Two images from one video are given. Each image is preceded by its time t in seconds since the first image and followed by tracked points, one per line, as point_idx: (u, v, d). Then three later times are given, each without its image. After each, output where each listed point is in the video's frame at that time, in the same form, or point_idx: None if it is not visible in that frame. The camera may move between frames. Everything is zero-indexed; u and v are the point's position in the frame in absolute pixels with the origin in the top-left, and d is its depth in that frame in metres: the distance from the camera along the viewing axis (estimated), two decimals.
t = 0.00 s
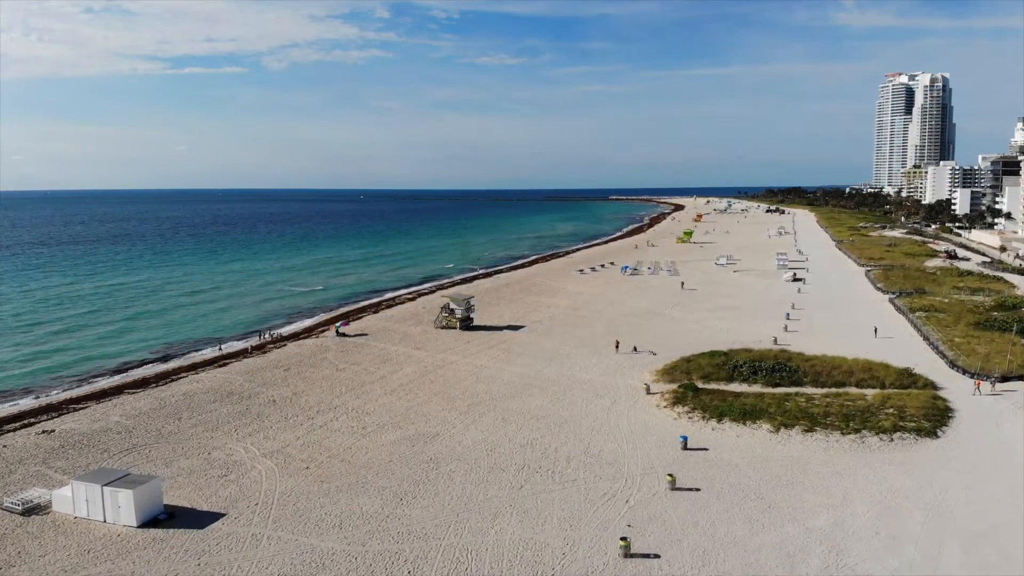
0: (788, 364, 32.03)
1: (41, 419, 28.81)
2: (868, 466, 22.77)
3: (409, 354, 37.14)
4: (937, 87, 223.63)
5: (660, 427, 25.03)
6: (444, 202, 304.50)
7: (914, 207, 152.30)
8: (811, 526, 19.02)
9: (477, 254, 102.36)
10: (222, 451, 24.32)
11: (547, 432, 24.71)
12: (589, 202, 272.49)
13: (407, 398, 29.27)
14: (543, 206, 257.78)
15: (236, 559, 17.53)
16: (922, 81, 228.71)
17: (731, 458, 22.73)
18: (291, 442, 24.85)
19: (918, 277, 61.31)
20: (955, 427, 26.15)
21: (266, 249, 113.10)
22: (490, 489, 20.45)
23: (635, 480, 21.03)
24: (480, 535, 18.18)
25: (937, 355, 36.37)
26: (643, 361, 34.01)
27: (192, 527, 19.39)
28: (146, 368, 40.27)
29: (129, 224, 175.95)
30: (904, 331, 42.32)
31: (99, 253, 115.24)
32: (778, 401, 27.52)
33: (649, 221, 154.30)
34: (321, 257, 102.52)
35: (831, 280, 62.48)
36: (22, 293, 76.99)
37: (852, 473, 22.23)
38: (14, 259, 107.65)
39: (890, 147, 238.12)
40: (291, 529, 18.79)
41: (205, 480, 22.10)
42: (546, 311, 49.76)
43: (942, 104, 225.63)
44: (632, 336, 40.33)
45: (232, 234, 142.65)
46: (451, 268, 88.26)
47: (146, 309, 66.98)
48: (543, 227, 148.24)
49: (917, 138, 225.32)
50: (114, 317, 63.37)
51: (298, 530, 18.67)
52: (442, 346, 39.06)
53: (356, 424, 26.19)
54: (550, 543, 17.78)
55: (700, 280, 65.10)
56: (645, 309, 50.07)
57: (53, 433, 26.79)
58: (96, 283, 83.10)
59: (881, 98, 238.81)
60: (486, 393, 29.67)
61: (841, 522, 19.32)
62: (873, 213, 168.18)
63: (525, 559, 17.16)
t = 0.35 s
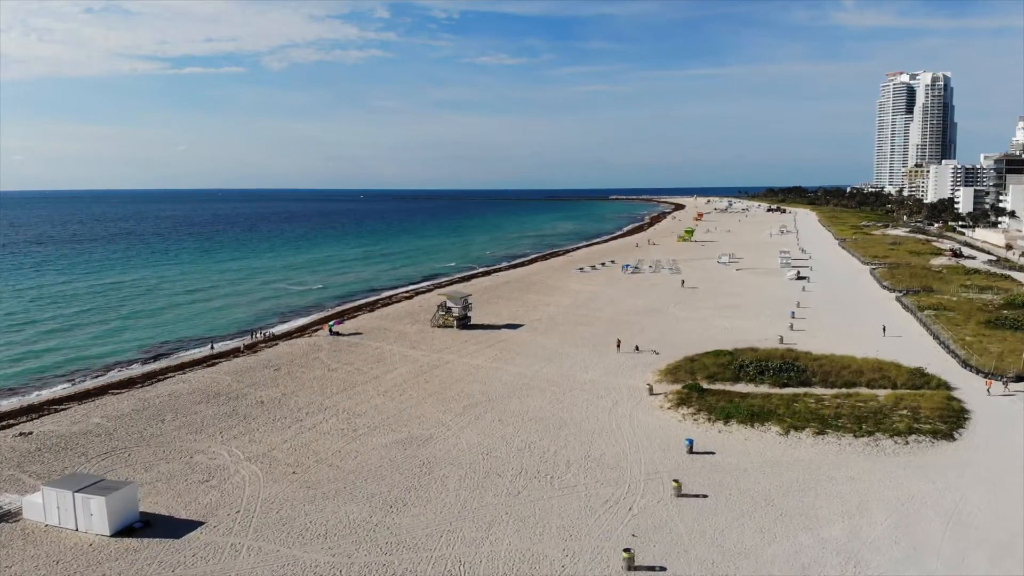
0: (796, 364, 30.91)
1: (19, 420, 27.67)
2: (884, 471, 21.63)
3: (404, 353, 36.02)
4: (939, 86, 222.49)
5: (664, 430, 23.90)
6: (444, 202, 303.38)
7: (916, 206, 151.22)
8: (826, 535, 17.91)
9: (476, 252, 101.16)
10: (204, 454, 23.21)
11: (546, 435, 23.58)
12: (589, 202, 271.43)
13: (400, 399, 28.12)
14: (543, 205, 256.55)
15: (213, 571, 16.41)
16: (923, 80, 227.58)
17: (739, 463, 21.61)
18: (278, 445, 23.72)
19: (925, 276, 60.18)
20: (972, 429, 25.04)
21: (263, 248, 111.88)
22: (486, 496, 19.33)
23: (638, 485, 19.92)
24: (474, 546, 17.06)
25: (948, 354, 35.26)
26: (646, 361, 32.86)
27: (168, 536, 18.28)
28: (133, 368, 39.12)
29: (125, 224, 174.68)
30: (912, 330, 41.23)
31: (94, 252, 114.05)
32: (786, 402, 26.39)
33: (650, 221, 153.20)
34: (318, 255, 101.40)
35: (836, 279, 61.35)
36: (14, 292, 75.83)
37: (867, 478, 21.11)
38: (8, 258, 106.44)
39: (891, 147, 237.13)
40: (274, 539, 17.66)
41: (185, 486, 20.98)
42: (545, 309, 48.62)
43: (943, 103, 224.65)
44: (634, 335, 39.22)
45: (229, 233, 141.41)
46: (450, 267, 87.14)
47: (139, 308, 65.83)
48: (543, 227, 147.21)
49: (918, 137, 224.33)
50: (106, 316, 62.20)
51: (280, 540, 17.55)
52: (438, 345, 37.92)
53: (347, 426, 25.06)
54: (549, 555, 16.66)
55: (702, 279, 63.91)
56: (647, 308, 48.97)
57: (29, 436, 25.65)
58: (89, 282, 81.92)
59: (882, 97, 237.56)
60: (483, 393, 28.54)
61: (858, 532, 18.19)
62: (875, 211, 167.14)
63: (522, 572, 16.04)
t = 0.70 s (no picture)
0: (805, 364, 29.80)
1: None
2: (900, 476, 20.51)
3: (398, 352, 34.90)
4: (940, 85, 221.40)
5: (669, 433, 22.78)
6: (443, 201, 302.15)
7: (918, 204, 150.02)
8: (843, 546, 16.79)
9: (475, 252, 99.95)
10: (185, 459, 22.10)
11: (545, 438, 22.46)
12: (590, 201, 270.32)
13: (393, 400, 26.98)
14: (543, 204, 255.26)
15: None
16: (925, 79, 226.35)
17: (749, 468, 20.49)
18: (263, 449, 22.59)
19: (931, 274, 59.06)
20: (991, 430, 23.92)
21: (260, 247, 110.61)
22: (480, 504, 18.21)
23: (642, 492, 18.81)
24: (466, 558, 15.93)
25: (960, 353, 34.13)
26: (648, 360, 31.72)
27: (141, 547, 17.18)
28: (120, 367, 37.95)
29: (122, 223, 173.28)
30: (922, 329, 40.12)
31: (90, 250, 112.93)
32: (795, 403, 25.28)
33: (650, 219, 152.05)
34: (316, 254, 100.27)
35: (840, 277, 60.20)
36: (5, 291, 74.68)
37: (883, 485, 19.98)
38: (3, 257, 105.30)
39: (893, 146, 235.98)
40: (253, 550, 16.55)
41: (162, 493, 19.86)
42: (544, 308, 47.49)
43: (945, 102, 223.59)
44: (636, 334, 38.10)
45: (226, 232, 140.24)
46: (448, 265, 86.04)
47: (132, 307, 64.69)
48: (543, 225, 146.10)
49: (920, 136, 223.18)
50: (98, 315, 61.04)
51: (260, 552, 16.43)
52: (434, 344, 36.78)
53: (336, 428, 23.94)
54: (547, 568, 15.54)
55: (705, 277, 62.74)
56: (649, 306, 47.85)
57: (4, 438, 24.52)
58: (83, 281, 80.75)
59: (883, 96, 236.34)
60: (479, 394, 27.42)
61: (877, 542, 17.08)
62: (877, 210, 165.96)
63: None
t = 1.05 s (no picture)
0: (815, 364, 28.56)
1: None
2: (921, 483, 19.28)
3: (392, 351, 33.68)
4: (942, 83, 220.10)
5: (674, 437, 21.54)
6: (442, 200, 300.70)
7: (921, 203, 148.75)
8: (865, 560, 15.58)
9: (473, 250, 98.65)
10: (162, 464, 20.90)
11: (543, 442, 21.24)
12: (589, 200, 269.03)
13: (384, 401, 25.74)
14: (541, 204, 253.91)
15: None
16: (926, 77, 224.98)
17: (760, 473, 19.28)
18: (244, 454, 21.37)
19: (939, 272, 57.82)
20: (1013, 433, 22.71)
21: (256, 246, 109.31)
22: (473, 514, 16.97)
23: (647, 500, 17.58)
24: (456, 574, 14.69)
25: (974, 352, 32.90)
26: (651, 360, 30.47)
27: (108, 560, 15.98)
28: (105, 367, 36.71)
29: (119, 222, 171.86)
30: (932, 327, 38.89)
31: (84, 249, 111.58)
32: (806, 405, 24.05)
33: (650, 218, 150.84)
34: (313, 252, 99.04)
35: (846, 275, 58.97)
36: None
37: (904, 492, 18.75)
38: None
39: (894, 145, 234.74)
40: (227, 564, 15.33)
41: (135, 501, 18.66)
42: (544, 306, 46.20)
43: (947, 100, 222.35)
44: (638, 333, 36.87)
45: (223, 231, 138.94)
46: (446, 264, 84.82)
47: (123, 306, 63.44)
48: (543, 224, 145.03)
49: (922, 135, 221.88)
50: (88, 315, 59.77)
51: (234, 566, 15.22)
52: (429, 343, 35.52)
53: (323, 431, 22.71)
54: None
55: (707, 276, 61.47)
56: (651, 305, 46.61)
57: None
58: (75, 280, 79.48)
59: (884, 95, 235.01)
60: (475, 395, 26.18)
61: (900, 555, 15.87)
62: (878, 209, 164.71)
63: None
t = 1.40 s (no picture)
0: (824, 363, 27.48)
1: None
2: (942, 489, 18.18)
3: (385, 351, 32.59)
4: (943, 83, 218.89)
5: (680, 440, 20.42)
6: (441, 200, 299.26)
7: (922, 201, 147.58)
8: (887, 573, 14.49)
9: (472, 249, 97.55)
10: (139, 470, 19.83)
11: (541, 446, 20.14)
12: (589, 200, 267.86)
13: (376, 402, 24.62)
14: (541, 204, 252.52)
15: None
16: (927, 76, 223.67)
17: (771, 480, 18.19)
18: (226, 458, 20.28)
19: (945, 269, 56.72)
20: None
21: (253, 245, 108.18)
22: (465, 524, 15.87)
23: (651, 509, 16.48)
24: None
25: (987, 351, 31.83)
26: (655, 360, 29.37)
27: (74, 573, 14.87)
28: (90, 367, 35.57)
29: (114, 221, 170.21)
30: (942, 326, 37.79)
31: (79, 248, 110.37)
32: (817, 406, 22.95)
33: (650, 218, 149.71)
34: (309, 251, 97.89)
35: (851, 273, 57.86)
36: None
37: (924, 500, 17.67)
38: None
39: (895, 144, 233.69)
40: None
41: (107, 510, 17.59)
42: (543, 305, 45.07)
43: (948, 99, 221.34)
44: (640, 332, 35.77)
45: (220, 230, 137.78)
46: (444, 263, 83.71)
47: (115, 305, 62.27)
48: (542, 223, 143.92)
49: (923, 134, 220.79)
50: (78, 314, 58.58)
51: None
52: (424, 342, 34.43)
53: (310, 435, 21.61)
54: None
55: (709, 274, 60.36)
56: (653, 303, 45.50)
57: None
58: (67, 279, 78.26)
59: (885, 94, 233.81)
60: (470, 396, 25.08)
61: (925, 568, 14.78)
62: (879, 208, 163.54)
63: None
